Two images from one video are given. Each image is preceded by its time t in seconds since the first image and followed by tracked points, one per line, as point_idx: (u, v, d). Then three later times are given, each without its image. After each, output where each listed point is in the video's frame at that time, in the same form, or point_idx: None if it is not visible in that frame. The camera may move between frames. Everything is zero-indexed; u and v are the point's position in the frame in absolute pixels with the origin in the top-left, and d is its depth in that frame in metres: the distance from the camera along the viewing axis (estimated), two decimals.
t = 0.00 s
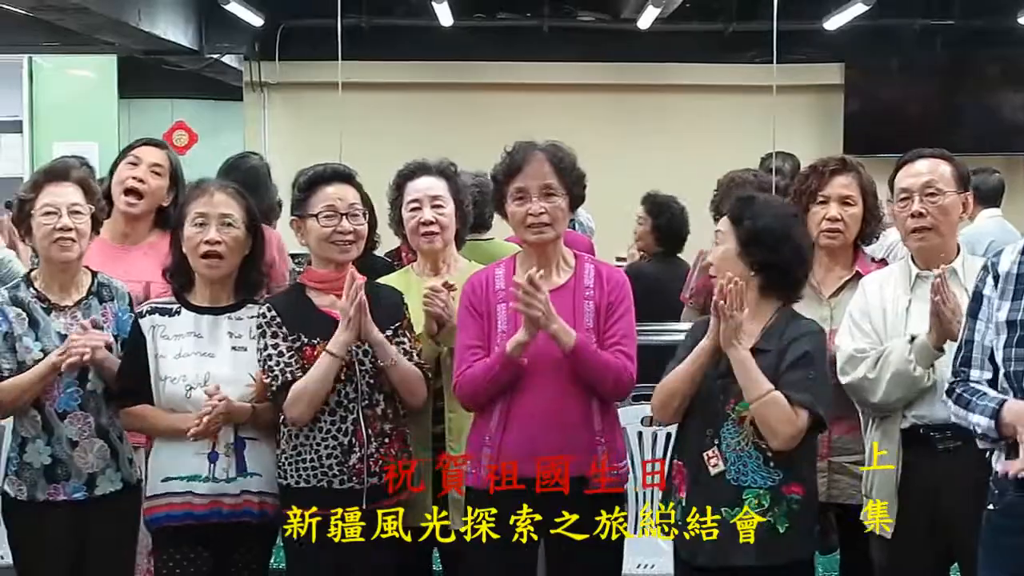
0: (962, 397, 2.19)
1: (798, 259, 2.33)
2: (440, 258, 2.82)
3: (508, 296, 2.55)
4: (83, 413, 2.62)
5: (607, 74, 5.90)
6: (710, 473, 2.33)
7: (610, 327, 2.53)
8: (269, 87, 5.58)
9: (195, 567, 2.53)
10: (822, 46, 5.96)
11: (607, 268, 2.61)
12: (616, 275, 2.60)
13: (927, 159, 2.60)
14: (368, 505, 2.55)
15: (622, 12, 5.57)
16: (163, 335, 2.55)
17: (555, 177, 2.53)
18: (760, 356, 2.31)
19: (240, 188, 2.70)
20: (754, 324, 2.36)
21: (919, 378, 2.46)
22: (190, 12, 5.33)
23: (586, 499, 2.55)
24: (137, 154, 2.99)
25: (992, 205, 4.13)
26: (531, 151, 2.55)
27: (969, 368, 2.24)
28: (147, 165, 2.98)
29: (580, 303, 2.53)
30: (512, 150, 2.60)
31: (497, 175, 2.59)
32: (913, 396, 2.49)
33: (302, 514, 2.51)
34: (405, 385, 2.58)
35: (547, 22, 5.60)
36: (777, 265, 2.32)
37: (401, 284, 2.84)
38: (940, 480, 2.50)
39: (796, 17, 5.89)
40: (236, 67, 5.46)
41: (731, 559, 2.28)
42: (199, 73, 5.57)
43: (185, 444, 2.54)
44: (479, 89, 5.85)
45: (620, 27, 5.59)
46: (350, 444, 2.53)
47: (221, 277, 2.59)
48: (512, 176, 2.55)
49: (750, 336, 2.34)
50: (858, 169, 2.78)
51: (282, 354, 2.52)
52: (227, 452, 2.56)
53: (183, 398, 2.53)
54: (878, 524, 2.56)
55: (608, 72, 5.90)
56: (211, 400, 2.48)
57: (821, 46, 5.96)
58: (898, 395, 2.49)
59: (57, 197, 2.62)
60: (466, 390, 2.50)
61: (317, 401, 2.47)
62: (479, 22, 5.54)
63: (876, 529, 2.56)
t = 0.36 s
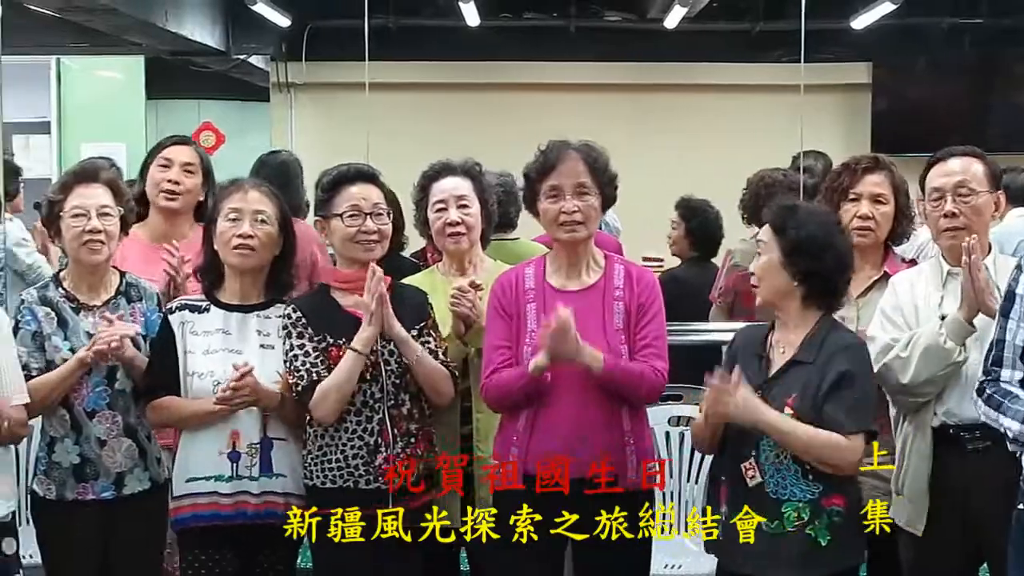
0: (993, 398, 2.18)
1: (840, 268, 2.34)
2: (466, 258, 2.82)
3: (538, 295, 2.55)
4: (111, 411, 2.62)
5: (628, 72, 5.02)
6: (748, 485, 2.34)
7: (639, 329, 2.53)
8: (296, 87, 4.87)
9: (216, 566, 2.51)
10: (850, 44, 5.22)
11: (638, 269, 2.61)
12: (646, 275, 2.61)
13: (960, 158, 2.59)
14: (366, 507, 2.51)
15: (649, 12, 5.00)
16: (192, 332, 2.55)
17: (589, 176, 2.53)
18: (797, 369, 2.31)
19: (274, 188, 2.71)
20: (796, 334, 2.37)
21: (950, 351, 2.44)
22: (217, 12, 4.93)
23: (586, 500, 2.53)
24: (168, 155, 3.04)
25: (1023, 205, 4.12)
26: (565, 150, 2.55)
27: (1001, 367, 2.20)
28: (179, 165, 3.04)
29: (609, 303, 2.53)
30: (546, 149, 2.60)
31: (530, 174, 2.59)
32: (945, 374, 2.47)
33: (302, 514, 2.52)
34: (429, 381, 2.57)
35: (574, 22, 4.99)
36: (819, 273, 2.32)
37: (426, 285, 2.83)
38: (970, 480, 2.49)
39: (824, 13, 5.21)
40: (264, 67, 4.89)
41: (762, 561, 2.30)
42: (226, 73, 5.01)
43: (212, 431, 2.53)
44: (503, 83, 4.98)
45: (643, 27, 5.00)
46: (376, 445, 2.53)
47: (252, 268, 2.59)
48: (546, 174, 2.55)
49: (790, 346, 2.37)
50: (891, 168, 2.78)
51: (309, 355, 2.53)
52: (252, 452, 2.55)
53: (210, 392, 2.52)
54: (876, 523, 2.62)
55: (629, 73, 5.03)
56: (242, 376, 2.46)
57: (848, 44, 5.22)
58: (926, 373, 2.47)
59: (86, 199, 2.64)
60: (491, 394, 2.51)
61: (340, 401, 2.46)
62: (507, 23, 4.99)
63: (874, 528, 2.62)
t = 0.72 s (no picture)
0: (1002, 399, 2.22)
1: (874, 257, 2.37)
2: (490, 257, 2.82)
3: (561, 295, 2.54)
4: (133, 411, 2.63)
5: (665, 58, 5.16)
6: (771, 478, 2.40)
7: (665, 332, 2.52)
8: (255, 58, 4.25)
9: (240, 569, 2.53)
10: None
11: (662, 268, 2.60)
12: (670, 276, 2.60)
13: (984, 157, 2.58)
14: (366, 508, 2.53)
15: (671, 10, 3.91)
16: (215, 330, 2.55)
17: (617, 176, 2.54)
18: (820, 363, 2.32)
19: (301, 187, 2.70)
20: (823, 324, 2.36)
21: (970, 362, 2.44)
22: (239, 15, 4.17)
23: (585, 499, 2.55)
24: (207, 152, 3.06)
25: None
26: (594, 148, 2.55)
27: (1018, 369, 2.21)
28: (218, 159, 3.06)
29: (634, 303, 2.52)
30: (573, 146, 2.60)
31: (557, 172, 2.58)
32: (966, 382, 2.47)
33: (301, 513, 2.54)
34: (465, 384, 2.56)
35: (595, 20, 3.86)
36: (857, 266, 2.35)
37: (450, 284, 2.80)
38: (995, 479, 2.48)
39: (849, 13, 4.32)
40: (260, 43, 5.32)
41: (795, 558, 2.33)
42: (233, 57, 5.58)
43: (234, 433, 2.54)
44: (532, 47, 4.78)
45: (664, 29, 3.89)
46: (396, 444, 2.52)
47: (276, 269, 2.58)
48: (573, 172, 2.55)
49: (815, 337, 2.36)
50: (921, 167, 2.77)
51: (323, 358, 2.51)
52: (275, 450, 2.54)
53: (235, 392, 2.54)
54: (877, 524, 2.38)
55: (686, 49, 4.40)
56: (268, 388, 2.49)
57: None
58: (948, 382, 2.48)
59: (112, 196, 2.67)
60: (508, 392, 2.53)
61: (338, 414, 2.48)
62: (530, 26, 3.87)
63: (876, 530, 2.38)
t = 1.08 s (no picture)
0: None
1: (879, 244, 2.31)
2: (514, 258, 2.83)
3: (584, 295, 2.57)
4: (159, 409, 2.63)
5: (678, 71, 6.48)
6: (797, 471, 2.34)
7: (685, 327, 2.54)
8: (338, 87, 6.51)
9: (265, 567, 2.51)
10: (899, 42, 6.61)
11: (684, 267, 2.61)
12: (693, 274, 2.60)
13: (1003, 158, 2.57)
14: (366, 507, 2.52)
15: (693, 11, 6.23)
16: (235, 333, 2.54)
17: (639, 175, 2.54)
18: (845, 351, 2.32)
19: (319, 188, 2.70)
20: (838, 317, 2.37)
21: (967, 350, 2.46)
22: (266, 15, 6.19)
23: (586, 499, 2.55)
24: (231, 155, 3.11)
25: None
26: (616, 148, 2.56)
27: None
28: (244, 159, 3.11)
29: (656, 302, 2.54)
30: (596, 146, 2.60)
31: (580, 171, 2.59)
32: (967, 370, 2.48)
33: (302, 514, 2.51)
34: (496, 373, 2.58)
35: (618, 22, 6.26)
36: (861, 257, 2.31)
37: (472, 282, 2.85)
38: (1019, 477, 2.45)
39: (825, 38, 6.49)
40: (307, 66, 6.40)
41: (824, 551, 2.29)
42: (271, 73, 6.41)
43: (257, 441, 2.52)
44: (577, 90, 6.58)
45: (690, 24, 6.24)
46: (420, 443, 2.52)
47: (293, 270, 2.57)
48: (596, 171, 2.55)
49: (834, 330, 2.37)
50: (946, 166, 2.75)
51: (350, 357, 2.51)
52: (297, 451, 2.54)
53: (255, 394, 2.51)
54: (877, 525, 2.28)
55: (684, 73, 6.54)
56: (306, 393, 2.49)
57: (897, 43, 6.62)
58: (951, 370, 2.49)
59: (134, 196, 2.66)
60: (534, 390, 2.54)
61: (358, 397, 2.44)
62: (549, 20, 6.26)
63: (875, 531, 2.28)
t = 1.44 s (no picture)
0: None
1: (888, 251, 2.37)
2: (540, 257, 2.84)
3: (611, 293, 2.56)
4: (186, 408, 2.65)
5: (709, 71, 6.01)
6: (804, 474, 2.33)
7: (711, 327, 2.54)
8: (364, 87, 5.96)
9: (290, 566, 2.52)
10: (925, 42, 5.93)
11: (711, 267, 2.61)
12: (720, 274, 2.60)
13: None
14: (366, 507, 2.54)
15: (719, 10, 5.73)
16: (261, 331, 2.55)
17: (666, 174, 2.54)
18: (855, 355, 2.33)
19: (342, 187, 2.70)
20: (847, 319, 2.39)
21: (1008, 377, 2.39)
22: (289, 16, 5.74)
23: (586, 499, 2.58)
24: (246, 164, 3.12)
25: None
26: (643, 146, 2.56)
27: None
28: (258, 164, 3.13)
29: (682, 302, 2.54)
30: (623, 145, 2.61)
31: (607, 169, 2.59)
32: (1008, 398, 2.41)
33: (302, 514, 2.51)
34: (502, 389, 2.55)
35: (643, 20, 5.67)
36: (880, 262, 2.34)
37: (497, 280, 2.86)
38: None
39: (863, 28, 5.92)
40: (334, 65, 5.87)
41: (825, 554, 2.29)
42: (298, 73, 5.97)
43: (284, 431, 2.52)
44: (611, 88, 6.08)
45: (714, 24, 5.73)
46: (448, 442, 2.53)
47: (319, 267, 2.57)
48: (623, 169, 2.55)
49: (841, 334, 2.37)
50: (973, 164, 2.75)
51: (379, 355, 2.51)
52: (323, 449, 2.53)
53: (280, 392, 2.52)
54: (877, 524, 2.28)
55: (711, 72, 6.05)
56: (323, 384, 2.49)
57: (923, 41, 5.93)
58: (991, 398, 2.42)
59: (161, 196, 2.66)
60: (569, 391, 2.53)
61: (411, 406, 2.47)
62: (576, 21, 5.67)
63: (875, 530, 2.28)
